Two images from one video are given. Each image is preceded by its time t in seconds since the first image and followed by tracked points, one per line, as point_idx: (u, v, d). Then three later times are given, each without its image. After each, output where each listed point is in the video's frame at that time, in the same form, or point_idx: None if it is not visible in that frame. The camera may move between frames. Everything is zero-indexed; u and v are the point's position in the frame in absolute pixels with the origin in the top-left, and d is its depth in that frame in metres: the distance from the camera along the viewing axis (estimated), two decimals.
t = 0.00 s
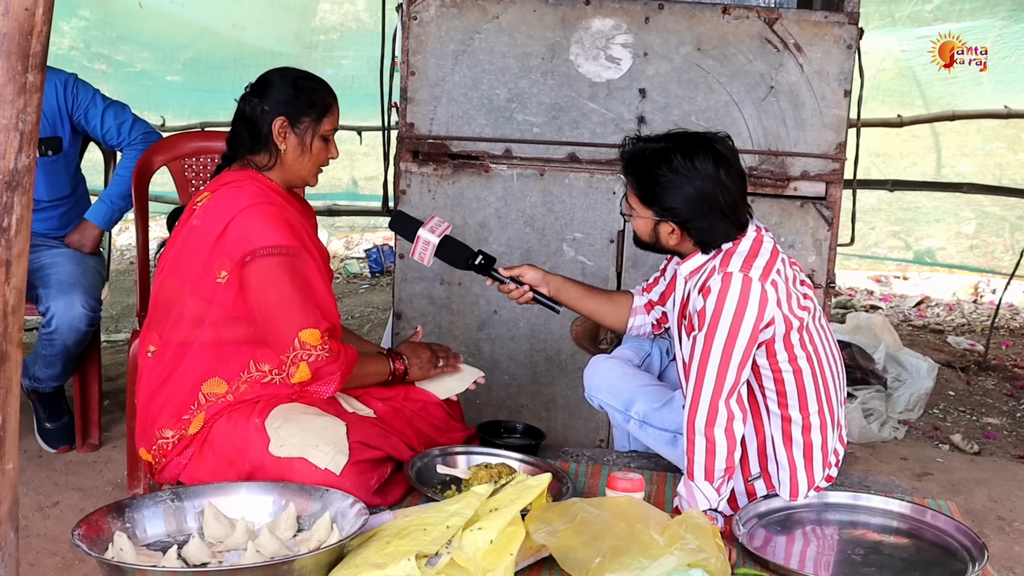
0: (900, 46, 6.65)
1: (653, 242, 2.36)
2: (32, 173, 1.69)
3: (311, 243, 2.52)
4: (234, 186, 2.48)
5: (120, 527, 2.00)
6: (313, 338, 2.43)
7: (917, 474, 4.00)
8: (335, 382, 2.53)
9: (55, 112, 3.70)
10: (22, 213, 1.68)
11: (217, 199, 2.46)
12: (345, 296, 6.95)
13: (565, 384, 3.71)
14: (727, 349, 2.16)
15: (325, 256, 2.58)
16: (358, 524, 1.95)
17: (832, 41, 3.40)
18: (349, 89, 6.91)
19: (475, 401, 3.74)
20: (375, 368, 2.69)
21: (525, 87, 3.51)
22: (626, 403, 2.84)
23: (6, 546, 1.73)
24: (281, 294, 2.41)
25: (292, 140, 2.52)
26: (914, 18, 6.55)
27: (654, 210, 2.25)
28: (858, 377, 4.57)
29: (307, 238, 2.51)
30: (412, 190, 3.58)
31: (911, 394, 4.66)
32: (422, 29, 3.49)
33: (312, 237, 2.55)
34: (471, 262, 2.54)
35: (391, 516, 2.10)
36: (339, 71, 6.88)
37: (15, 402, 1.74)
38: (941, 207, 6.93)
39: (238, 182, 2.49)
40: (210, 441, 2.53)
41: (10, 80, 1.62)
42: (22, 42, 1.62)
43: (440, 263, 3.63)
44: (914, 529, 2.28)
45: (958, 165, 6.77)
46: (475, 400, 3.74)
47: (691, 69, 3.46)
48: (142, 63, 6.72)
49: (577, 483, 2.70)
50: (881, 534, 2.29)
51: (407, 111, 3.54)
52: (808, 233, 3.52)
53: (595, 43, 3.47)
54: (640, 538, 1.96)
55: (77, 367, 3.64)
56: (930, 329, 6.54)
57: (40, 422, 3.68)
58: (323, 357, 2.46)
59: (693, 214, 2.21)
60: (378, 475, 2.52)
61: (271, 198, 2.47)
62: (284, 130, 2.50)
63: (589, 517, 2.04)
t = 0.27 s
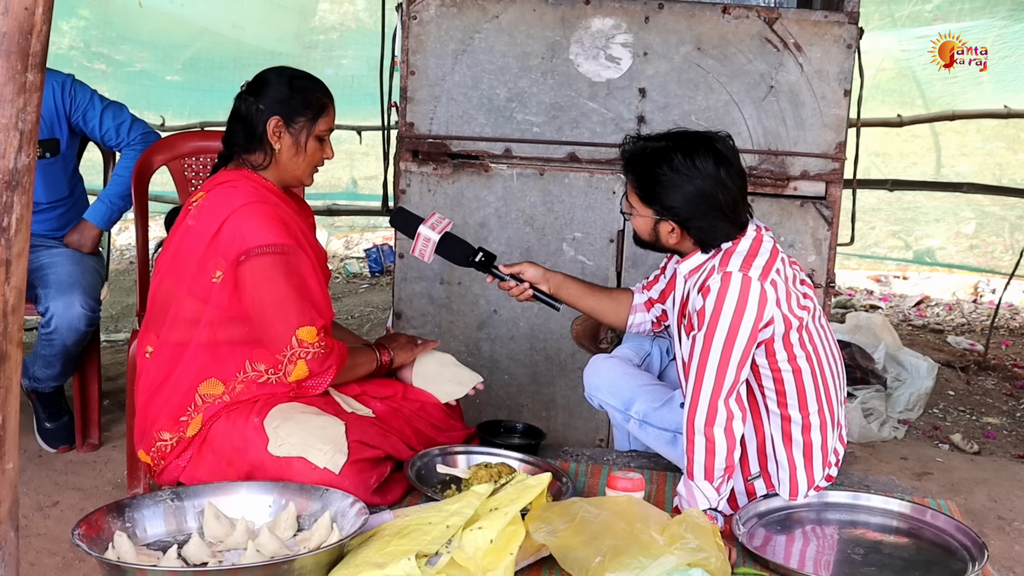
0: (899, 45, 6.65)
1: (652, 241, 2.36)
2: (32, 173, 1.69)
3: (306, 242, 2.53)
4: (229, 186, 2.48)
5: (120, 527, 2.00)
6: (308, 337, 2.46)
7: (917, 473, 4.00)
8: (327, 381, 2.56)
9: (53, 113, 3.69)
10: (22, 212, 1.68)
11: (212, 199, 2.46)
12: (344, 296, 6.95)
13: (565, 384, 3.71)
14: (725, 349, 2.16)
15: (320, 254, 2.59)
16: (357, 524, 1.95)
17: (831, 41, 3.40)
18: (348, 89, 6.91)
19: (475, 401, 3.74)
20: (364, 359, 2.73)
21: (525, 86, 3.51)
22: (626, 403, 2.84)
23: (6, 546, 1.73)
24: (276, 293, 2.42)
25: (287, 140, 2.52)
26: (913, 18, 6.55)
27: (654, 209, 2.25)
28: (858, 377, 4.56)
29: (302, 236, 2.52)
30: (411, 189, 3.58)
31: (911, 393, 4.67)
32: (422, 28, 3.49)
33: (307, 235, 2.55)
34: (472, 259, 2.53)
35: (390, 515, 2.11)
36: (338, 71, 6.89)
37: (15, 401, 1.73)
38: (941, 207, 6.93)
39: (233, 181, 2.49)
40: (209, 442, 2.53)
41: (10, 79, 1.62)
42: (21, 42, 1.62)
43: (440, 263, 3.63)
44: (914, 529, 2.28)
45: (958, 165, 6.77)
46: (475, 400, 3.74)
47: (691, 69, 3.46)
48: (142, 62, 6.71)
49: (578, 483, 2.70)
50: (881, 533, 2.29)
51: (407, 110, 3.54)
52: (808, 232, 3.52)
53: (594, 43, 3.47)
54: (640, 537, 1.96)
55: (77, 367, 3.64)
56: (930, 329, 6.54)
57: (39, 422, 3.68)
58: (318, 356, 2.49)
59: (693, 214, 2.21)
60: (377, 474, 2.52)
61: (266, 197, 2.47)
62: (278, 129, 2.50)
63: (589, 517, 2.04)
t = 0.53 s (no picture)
0: (899, 45, 6.65)
1: (652, 240, 2.36)
2: (32, 172, 1.69)
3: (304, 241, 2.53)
4: (227, 185, 2.48)
5: (120, 526, 2.00)
6: (306, 336, 2.45)
7: (916, 473, 4.00)
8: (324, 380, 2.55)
9: (49, 116, 3.69)
10: (21, 212, 1.68)
11: (210, 198, 2.46)
12: (344, 295, 6.95)
13: (564, 383, 3.71)
14: (724, 349, 2.16)
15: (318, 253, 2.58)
16: (357, 523, 1.95)
17: (831, 41, 3.40)
18: (348, 89, 6.91)
19: (475, 400, 3.75)
20: (359, 360, 2.71)
21: (524, 86, 3.51)
22: (625, 403, 2.84)
23: (5, 546, 1.73)
24: (274, 292, 2.41)
25: (285, 139, 2.52)
26: (913, 17, 6.55)
27: (654, 209, 2.25)
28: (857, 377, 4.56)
29: (300, 235, 2.52)
30: (411, 189, 3.58)
31: (910, 393, 4.67)
32: (421, 28, 3.49)
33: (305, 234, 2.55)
34: (471, 261, 2.55)
35: (390, 514, 2.11)
36: (338, 70, 6.89)
37: (14, 400, 1.73)
38: (940, 206, 6.93)
39: (231, 180, 2.49)
40: (208, 442, 2.53)
41: (9, 79, 1.62)
42: (20, 41, 1.62)
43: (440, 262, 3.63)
44: (913, 528, 2.28)
45: (957, 164, 6.78)
46: (475, 399, 3.74)
47: (690, 68, 3.46)
48: (141, 62, 6.71)
49: (577, 482, 2.70)
50: (880, 533, 2.29)
51: (407, 110, 3.54)
52: (808, 232, 3.52)
53: (594, 43, 3.47)
54: (639, 537, 1.96)
55: (77, 366, 3.64)
56: (930, 329, 6.54)
57: (39, 421, 3.68)
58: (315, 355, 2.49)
59: (693, 213, 2.21)
60: (377, 474, 2.52)
61: (264, 196, 2.47)
62: (277, 128, 2.50)
63: (589, 516, 2.04)
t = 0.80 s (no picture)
0: (898, 44, 6.66)
1: (654, 240, 2.36)
2: (30, 172, 1.69)
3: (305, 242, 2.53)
4: (229, 184, 2.48)
5: (119, 526, 2.00)
6: (306, 336, 2.45)
7: (915, 472, 4.00)
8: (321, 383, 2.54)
9: (47, 116, 3.69)
10: (19, 211, 1.67)
11: (211, 197, 2.46)
12: (343, 295, 6.94)
13: (563, 383, 3.71)
14: (723, 349, 2.16)
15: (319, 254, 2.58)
16: (356, 523, 1.95)
17: (830, 40, 3.40)
18: (347, 88, 6.91)
19: (474, 400, 3.74)
20: (359, 364, 2.71)
21: (523, 85, 3.51)
22: (624, 402, 2.84)
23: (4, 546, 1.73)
24: (274, 292, 2.41)
25: (282, 136, 2.52)
26: (912, 17, 6.55)
27: (654, 208, 2.25)
28: (856, 376, 4.58)
29: (302, 236, 2.51)
30: (410, 188, 3.58)
31: (909, 393, 4.67)
32: (420, 27, 3.49)
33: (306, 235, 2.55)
34: (470, 255, 2.55)
35: (389, 514, 2.11)
36: (337, 70, 6.89)
37: (12, 400, 1.73)
38: (939, 206, 6.93)
39: (233, 179, 2.49)
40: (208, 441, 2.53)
41: (8, 78, 1.62)
42: (19, 41, 1.62)
43: (439, 262, 3.63)
44: (912, 528, 2.28)
45: (956, 164, 6.78)
46: (474, 399, 3.74)
47: (689, 68, 3.46)
48: (140, 61, 6.71)
49: (576, 482, 2.70)
50: (879, 532, 2.29)
51: (406, 109, 3.54)
52: (807, 231, 3.52)
53: (593, 42, 3.47)
54: (638, 536, 1.96)
55: (75, 366, 3.64)
56: (928, 328, 6.54)
57: (37, 421, 3.68)
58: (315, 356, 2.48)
59: (692, 211, 2.21)
60: (377, 474, 2.52)
61: (265, 195, 2.47)
62: (273, 126, 2.50)
63: (588, 516, 2.04)
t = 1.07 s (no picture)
0: (897, 43, 6.66)
1: (655, 240, 2.36)
2: (30, 172, 1.69)
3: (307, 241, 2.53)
4: (231, 183, 2.48)
5: (118, 525, 2.00)
6: (307, 336, 2.44)
7: (915, 472, 4.00)
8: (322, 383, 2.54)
9: (47, 116, 3.69)
10: (19, 211, 1.67)
11: (213, 195, 2.47)
12: (342, 295, 6.94)
13: (563, 382, 3.71)
14: (725, 347, 2.16)
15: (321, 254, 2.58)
16: (356, 523, 1.95)
17: (829, 39, 3.40)
18: (346, 88, 6.91)
19: (473, 399, 3.74)
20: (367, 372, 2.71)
21: (523, 85, 3.51)
22: (624, 401, 2.84)
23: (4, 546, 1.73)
24: (276, 291, 2.42)
25: (273, 133, 2.52)
26: (911, 16, 6.55)
27: (654, 208, 2.26)
28: (855, 376, 4.59)
29: (304, 235, 2.52)
30: (409, 188, 3.58)
31: (909, 392, 4.67)
32: (420, 27, 3.49)
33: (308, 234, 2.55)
34: (469, 255, 2.54)
35: (389, 514, 2.11)
36: (336, 70, 6.89)
37: (12, 400, 1.73)
38: (939, 205, 6.93)
39: (235, 178, 2.49)
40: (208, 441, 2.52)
41: (8, 78, 1.62)
42: (18, 41, 1.61)
43: (439, 262, 3.63)
44: (912, 527, 2.29)
45: (956, 163, 6.79)
46: (473, 398, 3.74)
47: (688, 67, 3.46)
48: (139, 61, 6.70)
49: (576, 482, 2.70)
50: (879, 531, 2.29)
51: (405, 109, 3.54)
52: (806, 231, 3.52)
53: (592, 41, 3.47)
54: (637, 536, 1.96)
55: (75, 366, 3.64)
56: (928, 327, 6.54)
57: (37, 421, 3.68)
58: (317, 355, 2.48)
59: (693, 211, 2.21)
60: (377, 474, 2.52)
61: (268, 195, 2.47)
62: (262, 125, 2.51)
63: (588, 515, 2.04)
